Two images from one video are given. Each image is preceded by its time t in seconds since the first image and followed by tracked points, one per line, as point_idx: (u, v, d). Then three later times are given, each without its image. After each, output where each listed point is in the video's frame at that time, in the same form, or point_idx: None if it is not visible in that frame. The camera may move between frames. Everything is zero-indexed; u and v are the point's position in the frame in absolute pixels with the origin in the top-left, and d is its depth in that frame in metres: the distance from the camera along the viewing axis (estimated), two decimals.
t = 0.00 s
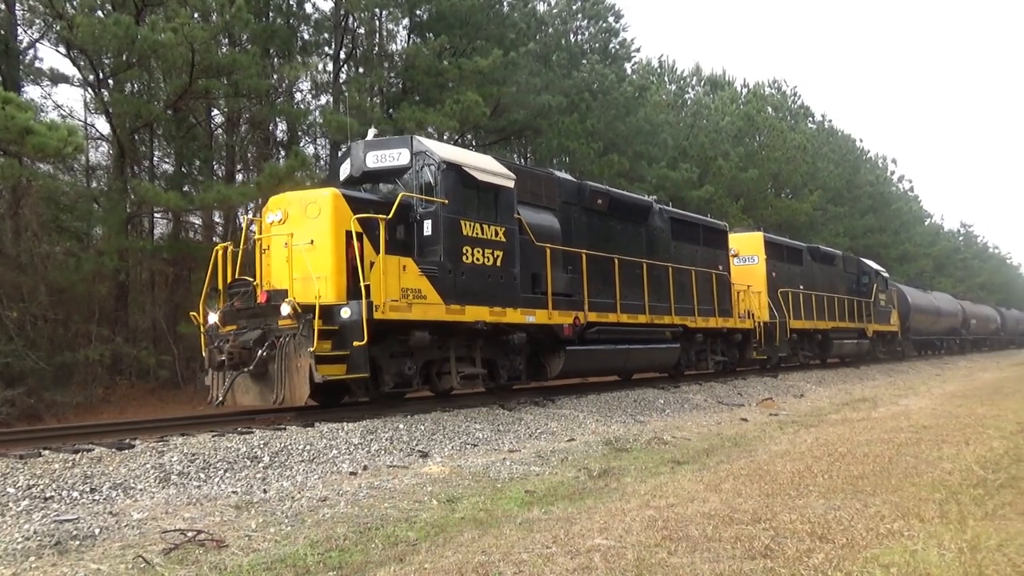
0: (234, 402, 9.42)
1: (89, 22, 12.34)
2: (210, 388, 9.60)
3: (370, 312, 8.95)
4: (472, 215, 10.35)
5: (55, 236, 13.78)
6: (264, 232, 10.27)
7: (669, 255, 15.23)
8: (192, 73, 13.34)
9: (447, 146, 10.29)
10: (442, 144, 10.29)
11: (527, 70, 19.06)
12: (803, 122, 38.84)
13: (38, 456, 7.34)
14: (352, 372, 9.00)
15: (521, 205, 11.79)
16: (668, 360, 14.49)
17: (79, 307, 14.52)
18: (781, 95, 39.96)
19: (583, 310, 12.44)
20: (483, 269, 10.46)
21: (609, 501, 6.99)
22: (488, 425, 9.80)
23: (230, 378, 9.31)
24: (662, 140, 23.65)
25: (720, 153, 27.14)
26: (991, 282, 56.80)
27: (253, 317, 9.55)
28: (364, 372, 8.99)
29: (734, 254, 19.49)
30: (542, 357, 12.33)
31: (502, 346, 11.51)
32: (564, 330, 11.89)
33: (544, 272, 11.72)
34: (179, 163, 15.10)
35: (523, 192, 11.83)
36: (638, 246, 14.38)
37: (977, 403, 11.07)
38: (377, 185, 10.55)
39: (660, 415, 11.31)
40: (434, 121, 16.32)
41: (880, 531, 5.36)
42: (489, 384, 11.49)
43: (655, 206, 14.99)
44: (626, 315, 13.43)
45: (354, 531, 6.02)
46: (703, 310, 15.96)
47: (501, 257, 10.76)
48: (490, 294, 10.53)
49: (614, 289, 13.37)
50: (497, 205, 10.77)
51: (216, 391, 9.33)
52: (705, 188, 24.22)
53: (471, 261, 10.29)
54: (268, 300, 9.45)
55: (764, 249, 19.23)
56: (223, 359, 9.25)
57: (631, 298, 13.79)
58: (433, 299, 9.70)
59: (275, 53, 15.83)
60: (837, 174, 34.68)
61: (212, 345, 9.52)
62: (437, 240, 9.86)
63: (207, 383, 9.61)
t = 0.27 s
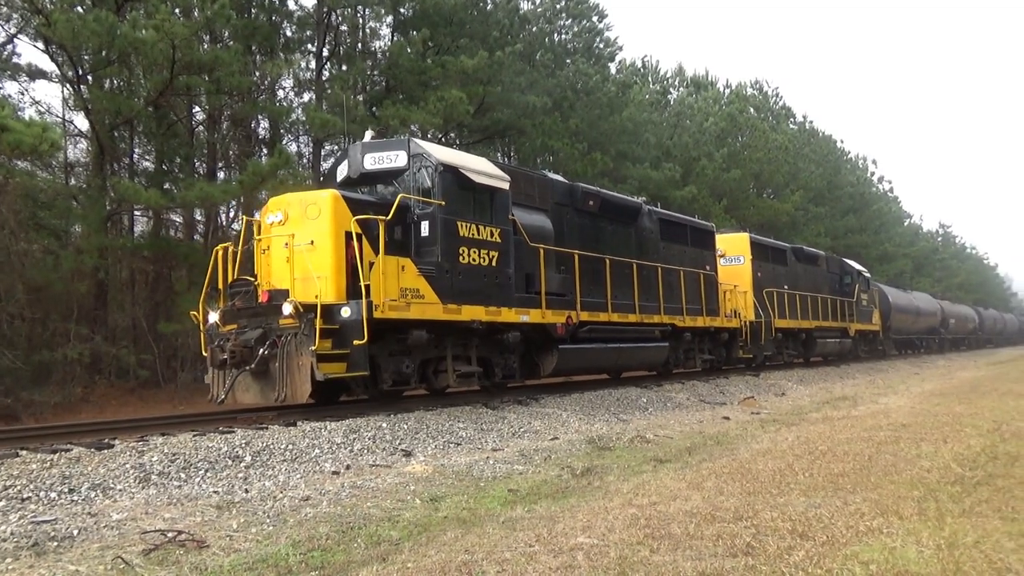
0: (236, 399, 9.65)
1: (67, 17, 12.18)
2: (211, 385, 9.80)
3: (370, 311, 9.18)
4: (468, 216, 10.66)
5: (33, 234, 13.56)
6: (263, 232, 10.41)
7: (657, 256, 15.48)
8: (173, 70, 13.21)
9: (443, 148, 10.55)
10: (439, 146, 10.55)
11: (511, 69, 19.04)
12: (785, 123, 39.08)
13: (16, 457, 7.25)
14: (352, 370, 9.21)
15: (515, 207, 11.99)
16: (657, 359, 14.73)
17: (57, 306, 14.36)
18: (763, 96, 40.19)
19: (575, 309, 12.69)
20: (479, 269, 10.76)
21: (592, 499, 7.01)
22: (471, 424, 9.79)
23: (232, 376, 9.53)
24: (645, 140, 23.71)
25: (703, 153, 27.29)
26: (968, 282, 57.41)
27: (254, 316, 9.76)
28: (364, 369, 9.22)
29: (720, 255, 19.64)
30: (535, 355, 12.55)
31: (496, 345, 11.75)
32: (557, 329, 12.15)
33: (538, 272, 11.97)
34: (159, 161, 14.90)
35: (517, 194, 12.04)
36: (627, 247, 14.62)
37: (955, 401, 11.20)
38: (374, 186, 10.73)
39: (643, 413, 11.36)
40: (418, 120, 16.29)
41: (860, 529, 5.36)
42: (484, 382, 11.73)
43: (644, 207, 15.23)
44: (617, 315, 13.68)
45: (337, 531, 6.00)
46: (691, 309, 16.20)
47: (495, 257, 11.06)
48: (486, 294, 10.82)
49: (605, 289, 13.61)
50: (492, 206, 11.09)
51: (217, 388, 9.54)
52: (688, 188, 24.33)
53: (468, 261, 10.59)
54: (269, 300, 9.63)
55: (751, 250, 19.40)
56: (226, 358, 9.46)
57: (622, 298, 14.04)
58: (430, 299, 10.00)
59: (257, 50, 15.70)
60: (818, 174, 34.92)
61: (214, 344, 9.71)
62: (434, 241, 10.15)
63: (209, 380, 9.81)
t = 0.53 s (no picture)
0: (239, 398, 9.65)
1: (47, 12, 12.03)
2: (213, 384, 9.80)
3: (370, 311, 9.23)
4: (465, 217, 10.77)
5: (12, 232, 12.98)
6: (264, 232, 10.44)
7: (648, 256, 15.65)
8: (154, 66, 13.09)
9: (441, 150, 10.64)
10: (436, 148, 10.64)
11: (495, 67, 19.02)
12: (769, 123, 39.31)
13: None
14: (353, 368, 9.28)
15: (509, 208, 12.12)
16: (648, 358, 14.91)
17: (35, 305, 14.34)
18: (747, 96, 40.40)
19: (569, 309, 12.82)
20: (476, 270, 10.85)
21: (577, 498, 7.02)
22: (456, 423, 9.77)
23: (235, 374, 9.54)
24: (630, 139, 23.77)
25: (688, 153, 27.41)
26: (949, 281, 57.98)
27: (257, 314, 9.80)
28: (365, 368, 9.30)
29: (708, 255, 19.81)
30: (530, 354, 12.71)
31: (493, 343, 11.87)
32: (551, 328, 12.28)
33: (533, 272, 12.11)
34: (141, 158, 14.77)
35: (512, 195, 12.17)
36: (618, 247, 14.78)
37: (935, 399, 11.31)
38: (373, 187, 10.78)
39: (627, 412, 11.40)
40: (403, 118, 16.28)
41: (842, 526, 5.36)
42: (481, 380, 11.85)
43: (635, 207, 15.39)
44: (610, 314, 13.84)
45: (321, 530, 5.97)
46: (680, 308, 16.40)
47: (492, 257, 11.16)
48: (483, 293, 10.92)
49: (598, 288, 13.77)
50: (489, 207, 11.20)
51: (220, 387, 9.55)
52: (673, 188, 24.42)
53: (465, 262, 10.69)
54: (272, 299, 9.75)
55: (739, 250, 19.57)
56: (229, 357, 9.47)
57: (614, 297, 14.21)
58: (429, 298, 10.10)
59: (240, 47, 15.59)
60: (801, 174, 35.14)
61: (217, 343, 9.74)
62: (432, 242, 10.24)
63: (211, 379, 9.82)
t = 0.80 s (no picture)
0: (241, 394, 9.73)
1: (26, 6, 11.87)
2: (214, 382, 9.86)
3: (372, 308, 9.38)
4: (462, 216, 10.91)
5: None
6: (264, 231, 10.58)
7: (638, 254, 15.83)
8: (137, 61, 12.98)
9: (439, 150, 10.77)
10: (434, 148, 10.76)
11: (480, 64, 18.98)
12: (753, 120, 39.48)
13: None
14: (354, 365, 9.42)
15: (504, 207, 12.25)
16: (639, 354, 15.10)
17: (14, 301, 14.10)
18: (731, 93, 40.54)
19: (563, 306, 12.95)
20: (473, 267, 11.01)
21: (561, 494, 7.04)
22: (441, 420, 9.76)
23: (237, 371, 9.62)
24: (615, 136, 23.79)
25: (672, 151, 27.50)
26: (929, 278, 58.56)
27: (257, 312, 9.87)
28: (365, 364, 9.48)
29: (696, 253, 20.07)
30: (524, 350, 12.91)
31: (489, 340, 12.06)
32: (546, 325, 12.43)
33: (527, 270, 12.25)
34: (123, 154, 14.62)
35: (506, 194, 12.29)
36: (610, 245, 14.94)
37: (916, 395, 11.42)
38: (371, 187, 10.84)
39: (612, 408, 11.43)
40: (387, 114, 16.24)
41: (823, 521, 5.38)
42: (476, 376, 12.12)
43: (626, 206, 15.54)
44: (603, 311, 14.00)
45: (305, 528, 5.95)
46: (670, 305, 16.60)
47: (487, 256, 11.32)
48: (479, 291, 11.08)
49: (591, 286, 13.92)
50: (485, 206, 11.35)
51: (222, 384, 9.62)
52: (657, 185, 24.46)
53: (462, 260, 10.83)
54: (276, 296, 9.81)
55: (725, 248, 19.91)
56: (232, 354, 9.56)
57: (607, 295, 14.39)
58: (428, 296, 10.22)
59: (223, 42, 15.46)
60: (784, 171, 35.34)
61: (218, 340, 9.79)
62: (430, 241, 10.35)
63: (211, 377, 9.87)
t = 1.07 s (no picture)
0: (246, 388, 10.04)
1: None
2: (219, 376, 10.18)
3: (375, 305, 9.65)
4: (461, 215, 11.16)
5: None
6: (269, 229, 10.78)
7: (631, 252, 16.14)
8: (121, 55, 12.85)
9: (438, 150, 11.00)
10: (434, 148, 10.99)
11: (468, 59, 18.94)
12: (740, 117, 39.60)
13: None
14: (358, 360, 9.70)
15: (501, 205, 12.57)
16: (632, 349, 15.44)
17: None
18: (718, 90, 40.63)
19: (558, 303, 13.33)
20: (473, 265, 11.35)
21: (549, 490, 7.05)
22: (428, 416, 9.75)
23: (243, 366, 9.92)
24: (603, 132, 23.82)
25: (659, 148, 27.58)
26: (914, 275, 59.00)
27: (262, 309, 10.09)
28: (369, 360, 9.72)
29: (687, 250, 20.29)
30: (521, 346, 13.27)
31: (487, 336, 12.41)
32: (542, 321, 12.81)
33: (524, 268, 12.63)
34: (106, 148, 14.47)
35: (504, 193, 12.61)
36: (604, 243, 15.25)
37: (899, 391, 11.53)
38: (371, 186, 11.06)
39: (599, 404, 11.48)
40: (374, 109, 16.19)
41: (809, 516, 5.40)
42: (475, 371, 12.48)
43: (620, 204, 15.85)
44: (598, 308, 14.36)
45: (291, 525, 5.92)
46: (662, 302, 16.95)
47: (486, 254, 11.67)
48: (478, 288, 11.43)
49: (586, 283, 14.28)
50: (483, 205, 11.61)
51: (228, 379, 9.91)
52: (644, 181, 24.50)
53: (461, 258, 11.14)
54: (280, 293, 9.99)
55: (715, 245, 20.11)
56: (237, 350, 9.86)
57: (601, 291, 14.73)
58: (429, 293, 10.49)
59: (208, 36, 15.33)
60: (770, 168, 35.51)
61: (224, 337, 10.09)
62: (431, 239, 10.62)
63: (217, 371, 10.18)
